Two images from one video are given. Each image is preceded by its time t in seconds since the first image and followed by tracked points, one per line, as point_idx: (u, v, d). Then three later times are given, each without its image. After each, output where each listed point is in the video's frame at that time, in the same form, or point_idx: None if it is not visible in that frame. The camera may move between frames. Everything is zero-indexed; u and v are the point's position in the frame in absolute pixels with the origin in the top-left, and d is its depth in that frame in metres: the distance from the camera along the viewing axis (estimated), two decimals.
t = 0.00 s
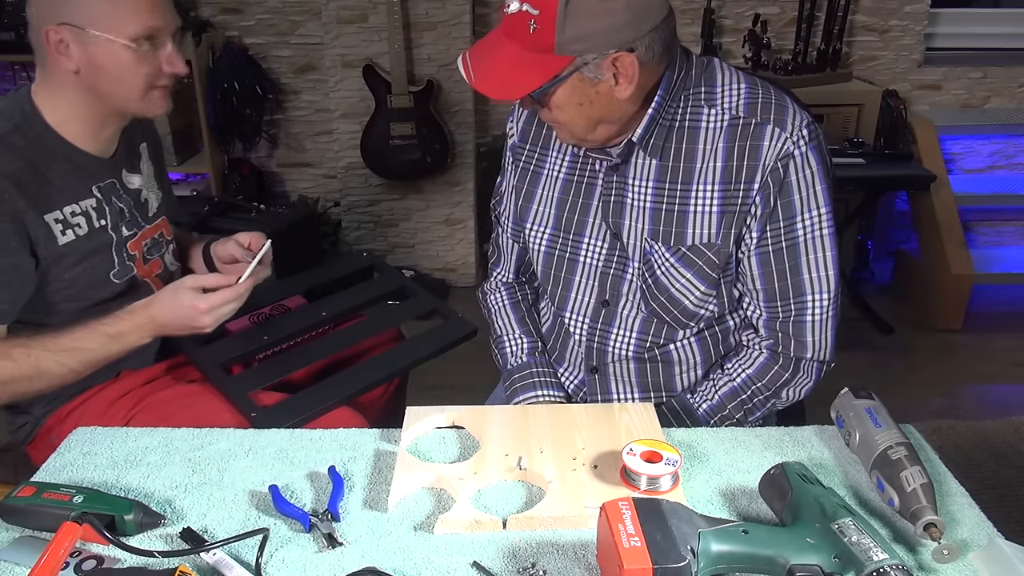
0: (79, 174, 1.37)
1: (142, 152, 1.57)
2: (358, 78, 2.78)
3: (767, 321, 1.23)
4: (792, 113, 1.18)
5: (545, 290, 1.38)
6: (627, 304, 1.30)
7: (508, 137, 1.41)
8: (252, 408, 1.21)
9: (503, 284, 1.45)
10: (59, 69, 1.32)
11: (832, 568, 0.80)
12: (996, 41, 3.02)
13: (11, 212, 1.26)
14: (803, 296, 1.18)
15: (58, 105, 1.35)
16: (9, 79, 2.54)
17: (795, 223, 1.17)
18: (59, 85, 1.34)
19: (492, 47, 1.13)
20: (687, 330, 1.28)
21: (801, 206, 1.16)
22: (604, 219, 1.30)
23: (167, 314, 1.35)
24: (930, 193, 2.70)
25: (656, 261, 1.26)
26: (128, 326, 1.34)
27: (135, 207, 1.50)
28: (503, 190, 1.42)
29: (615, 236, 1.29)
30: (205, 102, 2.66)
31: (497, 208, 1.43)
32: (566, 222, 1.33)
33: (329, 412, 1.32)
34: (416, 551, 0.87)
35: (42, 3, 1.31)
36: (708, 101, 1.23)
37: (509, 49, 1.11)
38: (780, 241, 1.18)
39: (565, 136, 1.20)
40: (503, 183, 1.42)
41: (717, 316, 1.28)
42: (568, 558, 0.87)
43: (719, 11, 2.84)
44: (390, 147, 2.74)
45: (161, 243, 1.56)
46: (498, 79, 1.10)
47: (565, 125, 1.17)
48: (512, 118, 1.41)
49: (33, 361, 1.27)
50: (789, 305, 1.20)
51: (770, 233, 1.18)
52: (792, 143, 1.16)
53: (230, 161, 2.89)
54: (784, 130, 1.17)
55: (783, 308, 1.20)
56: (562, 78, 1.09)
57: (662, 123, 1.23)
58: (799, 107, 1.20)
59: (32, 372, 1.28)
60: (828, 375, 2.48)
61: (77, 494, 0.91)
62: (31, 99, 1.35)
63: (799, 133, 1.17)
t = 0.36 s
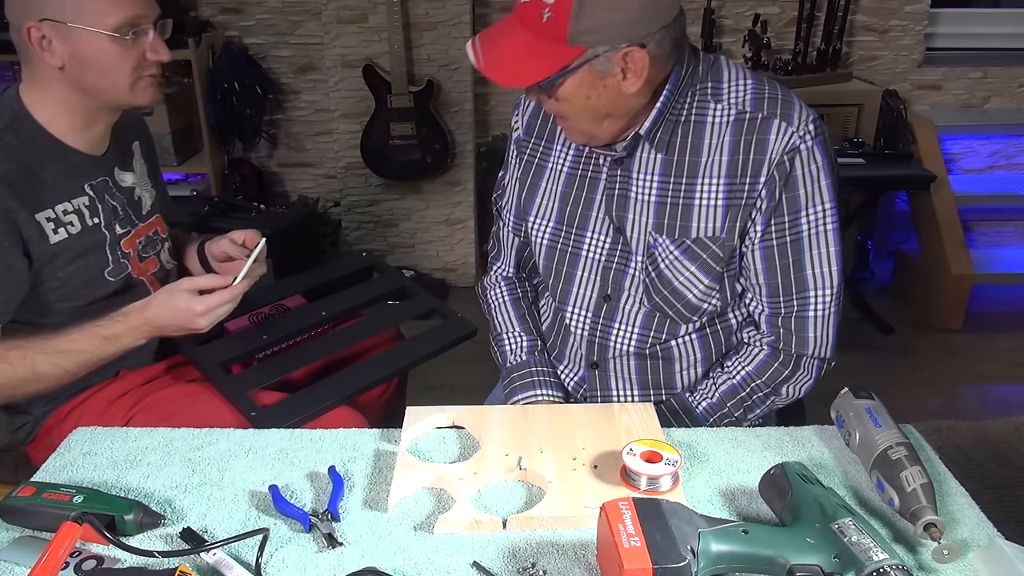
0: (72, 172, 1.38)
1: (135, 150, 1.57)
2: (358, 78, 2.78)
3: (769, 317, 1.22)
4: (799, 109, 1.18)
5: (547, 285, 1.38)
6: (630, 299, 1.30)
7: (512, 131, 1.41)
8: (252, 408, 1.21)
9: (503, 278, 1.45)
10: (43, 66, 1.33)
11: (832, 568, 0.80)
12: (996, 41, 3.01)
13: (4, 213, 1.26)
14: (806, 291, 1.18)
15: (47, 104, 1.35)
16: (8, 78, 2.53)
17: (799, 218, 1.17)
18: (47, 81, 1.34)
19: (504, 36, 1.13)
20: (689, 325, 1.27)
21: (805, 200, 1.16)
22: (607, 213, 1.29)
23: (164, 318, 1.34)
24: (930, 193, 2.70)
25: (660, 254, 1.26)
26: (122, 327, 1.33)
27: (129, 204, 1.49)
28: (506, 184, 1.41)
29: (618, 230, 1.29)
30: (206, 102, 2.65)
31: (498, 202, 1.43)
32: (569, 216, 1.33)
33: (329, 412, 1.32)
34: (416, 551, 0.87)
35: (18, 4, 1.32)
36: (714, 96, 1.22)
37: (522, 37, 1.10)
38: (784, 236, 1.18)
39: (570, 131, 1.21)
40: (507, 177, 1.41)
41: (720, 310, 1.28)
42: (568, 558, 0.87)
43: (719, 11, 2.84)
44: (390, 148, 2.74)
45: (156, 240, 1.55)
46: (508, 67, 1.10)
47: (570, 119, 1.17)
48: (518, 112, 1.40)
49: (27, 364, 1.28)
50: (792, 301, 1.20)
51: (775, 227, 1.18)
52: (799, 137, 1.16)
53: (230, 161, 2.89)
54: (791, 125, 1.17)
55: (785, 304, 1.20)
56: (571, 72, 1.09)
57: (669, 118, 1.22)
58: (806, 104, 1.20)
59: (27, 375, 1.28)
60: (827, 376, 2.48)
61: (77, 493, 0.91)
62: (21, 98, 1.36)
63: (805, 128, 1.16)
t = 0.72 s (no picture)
0: (60, 171, 1.38)
1: (127, 148, 1.57)
2: (358, 78, 2.78)
3: (783, 309, 1.23)
4: (819, 103, 1.20)
5: (557, 284, 1.36)
6: (645, 297, 1.29)
7: (517, 129, 1.38)
8: (252, 407, 1.21)
9: (501, 277, 1.42)
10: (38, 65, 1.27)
11: (832, 568, 0.80)
12: (996, 41, 3.02)
13: None
14: (821, 283, 1.20)
15: (36, 105, 1.33)
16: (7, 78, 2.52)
17: (819, 209, 1.18)
18: (38, 85, 1.31)
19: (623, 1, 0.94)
20: (708, 318, 1.27)
21: (826, 192, 1.17)
22: (624, 208, 1.28)
23: (160, 314, 1.35)
24: (930, 193, 2.70)
25: (682, 248, 1.25)
26: (116, 319, 1.34)
27: (121, 202, 1.50)
28: (510, 181, 1.38)
29: (633, 227, 1.28)
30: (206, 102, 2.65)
31: (499, 201, 1.40)
32: (580, 215, 1.31)
33: (329, 412, 1.32)
34: (416, 551, 0.87)
35: None
36: (734, 90, 1.22)
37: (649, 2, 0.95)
38: (804, 226, 1.19)
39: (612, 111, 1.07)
40: (511, 173, 1.38)
41: (736, 305, 1.28)
42: (568, 557, 0.87)
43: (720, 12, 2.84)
44: (390, 148, 2.74)
45: (150, 238, 1.55)
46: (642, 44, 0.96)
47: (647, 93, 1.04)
48: (523, 110, 1.37)
49: (24, 360, 1.27)
50: (806, 292, 1.21)
51: (794, 219, 1.19)
52: (822, 130, 1.17)
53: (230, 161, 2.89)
54: (814, 118, 1.18)
55: (800, 296, 1.21)
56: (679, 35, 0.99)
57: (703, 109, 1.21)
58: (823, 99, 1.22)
59: (25, 372, 1.27)
60: (828, 375, 2.48)
61: (77, 493, 0.91)
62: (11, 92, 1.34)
63: (828, 121, 1.18)
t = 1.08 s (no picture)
0: (59, 171, 1.37)
1: (126, 149, 1.56)
2: (358, 78, 2.78)
3: (791, 325, 1.22)
4: (826, 121, 1.19)
5: (554, 302, 1.34)
6: (646, 319, 1.27)
7: (506, 138, 1.36)
8: (252, 407, 1.21)
9: (492, 284, 1.40)
10: (48, 71, 1.32)
11: (832, 568, 0.80)
12: (996, 41, 3.01)
13: None
14: (829, 300, 1.19)
15: (37, 108, 1.34)
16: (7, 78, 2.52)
17: (826, 229, 1.18)
18: (43, 91, 1.34)
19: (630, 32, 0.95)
20: (710, 340, 1.26)
21: (833, 211, 1.18)
22: (624, 229, 1.26)
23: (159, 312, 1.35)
24: (930, 192, 2.70)
25: (684, 273, 1.24)
26: (115, 319, 1.34)
27: (120, 203, 1.49)
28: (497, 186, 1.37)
29: (633, 249, 1.26)
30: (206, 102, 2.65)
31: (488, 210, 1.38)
32: (576, 234, 1.30)
33: (330, 412, 1.32)
34: (416, 551, 0.87)
35: None
36: (736, 106, 1.22)
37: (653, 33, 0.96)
38: (813, 247, 1.18)
39: (620, 143, 1.05)
40: (500, 178, 1.37)
41: (739, 323, 1.27)
42: (568, 557, 0.87)
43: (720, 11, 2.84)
44: (390, 148, 2.74)
45: (149, 238, 1.55)
46: (650, 76, 0.96)
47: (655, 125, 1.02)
48: (512, 114, 1.35)
49: (25, 361, 1.27)
50: (814, 309, 1.20)
51: (803, 240, 1.19)
52: (828, 150, 1.18)
53: (230, 161, 2.89)
54: (820, 137, 1.18)
55: (808, 312, 1.21)
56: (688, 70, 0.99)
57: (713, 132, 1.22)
58: (828, 114, 1.21)
59: (26, 373, 1.27)
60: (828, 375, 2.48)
61: (77, 493, 0.91)
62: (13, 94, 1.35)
63: (834, 139, 1.18)
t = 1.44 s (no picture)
0: (61, 172, 1.37)
1: (127, 149, 1.55)
2: (358, 78, 2.77)
3: (799, 347, 1.20)
4: (827, 145, 1.15)
5: (552, 329, 1.33)
6: (647, 348, 1.26)
7: (490, 163, 1.32)
8: (252, 407, 1.21)
9: (486, 302, 1.39)
10: (49, 70, 1.32)
11: (832, 568, 0.80)
12: (996, 41, 3.01)
13: None
14: (838, 321, 1.16)
15: (39, 108, 1.34)
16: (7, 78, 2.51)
17: (832, 256, 1.14)
18: (45, 90, 1.33)
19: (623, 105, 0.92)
20: (712, 368, 1.25)
21: (838, 238, 1.14)
22: (620, 260, 1.25)
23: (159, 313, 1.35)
24: (930, 193, 2.70)
25: (685, 306, 1.22)
26: (117, 320, 1.34)
27: (121, 204, 1.49)
28: (484, 211, 1.34)
29: (631, 279, 1.24)
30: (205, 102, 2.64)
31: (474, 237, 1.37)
32: (571, 264, 1.27)
33: (329, 413, 1.32)
34: (416, 551, 0.87)
35: None
36: (733, 131, 1.18)
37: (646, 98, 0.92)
38: (818, 275, 1.15)
39: (622, 195, 1.01)
40: (486, 204, 1.34)
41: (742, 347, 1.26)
42: (568, 557, 0.87)
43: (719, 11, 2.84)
44: (390, 148, 2.73)
45: (149, 239, 1.55)
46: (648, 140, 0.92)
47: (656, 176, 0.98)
48: (496, 140, 1.31)
49: (26, 360, 1.28)
50: (823, 332, 1.18)
51: (809, 270, 1.15)
52: (830, 176, 1.13)
53: (230, 161, 2.88)
54: (821, 164, 1.14)
55: (817, 335, 1.18)
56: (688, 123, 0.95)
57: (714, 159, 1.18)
58: (829, 135, 1.17)
59: (26, 373, 1.27)
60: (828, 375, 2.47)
61: (77, 493, 0.91)
62: (15, 93, 1.35)
63: (836, 165, 1.14)
